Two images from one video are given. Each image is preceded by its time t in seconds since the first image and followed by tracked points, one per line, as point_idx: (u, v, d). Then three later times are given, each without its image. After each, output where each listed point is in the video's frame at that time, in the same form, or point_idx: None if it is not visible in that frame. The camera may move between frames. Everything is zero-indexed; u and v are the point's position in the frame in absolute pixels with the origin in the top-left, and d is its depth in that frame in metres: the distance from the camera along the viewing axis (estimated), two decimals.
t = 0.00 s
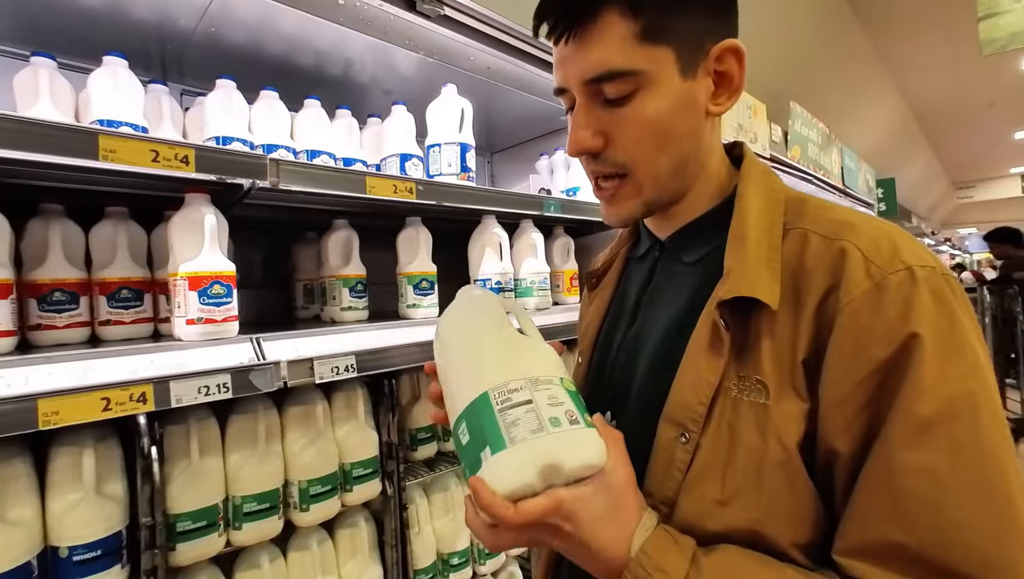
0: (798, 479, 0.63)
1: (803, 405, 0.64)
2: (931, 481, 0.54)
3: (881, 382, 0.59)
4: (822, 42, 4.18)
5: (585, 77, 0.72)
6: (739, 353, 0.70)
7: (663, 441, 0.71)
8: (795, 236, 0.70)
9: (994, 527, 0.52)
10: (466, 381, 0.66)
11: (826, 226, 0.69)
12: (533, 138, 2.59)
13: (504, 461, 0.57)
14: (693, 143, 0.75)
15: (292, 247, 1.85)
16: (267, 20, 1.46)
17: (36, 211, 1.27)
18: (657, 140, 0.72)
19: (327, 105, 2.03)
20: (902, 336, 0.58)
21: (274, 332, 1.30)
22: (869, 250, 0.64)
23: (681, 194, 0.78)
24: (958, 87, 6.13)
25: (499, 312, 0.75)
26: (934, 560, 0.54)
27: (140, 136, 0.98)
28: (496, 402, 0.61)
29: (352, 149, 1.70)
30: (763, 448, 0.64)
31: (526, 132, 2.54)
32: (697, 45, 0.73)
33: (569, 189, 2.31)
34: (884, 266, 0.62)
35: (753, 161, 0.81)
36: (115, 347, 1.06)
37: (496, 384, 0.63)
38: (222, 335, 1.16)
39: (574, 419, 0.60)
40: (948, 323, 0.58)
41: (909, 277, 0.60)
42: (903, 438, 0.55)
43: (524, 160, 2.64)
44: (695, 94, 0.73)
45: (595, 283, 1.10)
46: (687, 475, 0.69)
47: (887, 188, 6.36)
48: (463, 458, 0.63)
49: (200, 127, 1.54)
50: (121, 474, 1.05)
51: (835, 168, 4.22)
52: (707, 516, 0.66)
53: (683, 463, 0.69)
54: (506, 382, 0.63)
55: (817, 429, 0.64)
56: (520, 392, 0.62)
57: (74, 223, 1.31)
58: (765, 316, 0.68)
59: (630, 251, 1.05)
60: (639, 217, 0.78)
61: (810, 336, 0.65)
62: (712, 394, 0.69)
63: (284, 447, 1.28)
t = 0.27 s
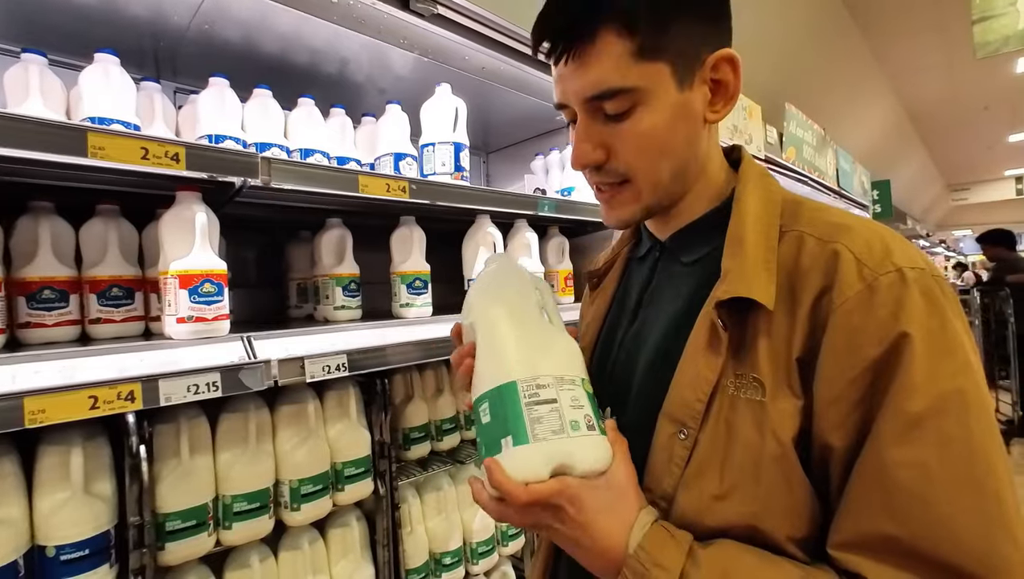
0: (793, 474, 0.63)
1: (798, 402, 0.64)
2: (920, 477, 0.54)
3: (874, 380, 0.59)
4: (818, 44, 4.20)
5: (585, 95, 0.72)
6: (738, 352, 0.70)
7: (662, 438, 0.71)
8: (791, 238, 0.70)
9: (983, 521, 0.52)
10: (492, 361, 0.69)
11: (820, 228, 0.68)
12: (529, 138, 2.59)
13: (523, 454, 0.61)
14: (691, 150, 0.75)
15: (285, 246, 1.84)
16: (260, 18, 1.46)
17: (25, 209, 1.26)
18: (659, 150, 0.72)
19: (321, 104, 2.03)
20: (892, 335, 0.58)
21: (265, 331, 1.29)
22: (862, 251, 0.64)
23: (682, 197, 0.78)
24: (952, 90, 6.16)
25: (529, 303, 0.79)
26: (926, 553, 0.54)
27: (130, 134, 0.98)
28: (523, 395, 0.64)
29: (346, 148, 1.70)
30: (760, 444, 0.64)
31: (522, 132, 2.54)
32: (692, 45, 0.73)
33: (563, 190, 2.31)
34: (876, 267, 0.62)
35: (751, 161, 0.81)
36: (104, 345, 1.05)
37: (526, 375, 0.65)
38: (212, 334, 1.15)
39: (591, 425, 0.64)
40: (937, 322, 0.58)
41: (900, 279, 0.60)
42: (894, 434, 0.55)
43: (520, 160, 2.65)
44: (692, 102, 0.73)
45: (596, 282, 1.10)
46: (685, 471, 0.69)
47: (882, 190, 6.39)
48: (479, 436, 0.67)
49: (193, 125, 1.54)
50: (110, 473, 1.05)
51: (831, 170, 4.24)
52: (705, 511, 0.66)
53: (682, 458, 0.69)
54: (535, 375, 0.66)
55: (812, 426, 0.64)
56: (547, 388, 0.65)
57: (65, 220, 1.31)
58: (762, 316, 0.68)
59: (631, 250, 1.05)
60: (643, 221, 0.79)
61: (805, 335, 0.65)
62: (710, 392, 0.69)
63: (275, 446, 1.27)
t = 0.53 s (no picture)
0: (804, 471, 0.63)
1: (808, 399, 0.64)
2: (935, 474, 0.54)
3: (887, 377, 0.59)
4: (814, 45, 4.20)
5: (626, 76, 0.69)
6: (745, 350, 0.69)
7: (668, 437, 0.70)
8: (798, 237, 0.69)
9: (997, 518, 0.52)
10: (517, 356, 0.69)
11: (828, 227, 0.68)
12: (524, 137, 2.59)
13: (534, 459, 0.62)
14: (715, 145, 0.75)
15: (278, 244, 1.83)
16: (253, 14, 1.44)
17: (13, 204, 1.24)
18: (692, 140, 0.71)
19: (315, 101, 2.02)
20: (905, 334, 0.57)
21: (256, 329, 1.28)
22: (871, 251, 0.63)
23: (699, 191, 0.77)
24: (947, 91, 6.18)
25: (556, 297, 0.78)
26: (941, 550, 0.54)
27: (118, 128, 0.96)
28: (540, 398, 0.64)
29: (340, 144, 1.69)
30: (771, 442, 0.64)
31: (517, 130, 2.54)
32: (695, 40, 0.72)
33: (559, 188, 2.31)
34: (887, 266, 0.61)
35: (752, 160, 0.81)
36: (93, 343, 1.04)
37: (543, 376, 0.65)
38: (202, 331, 1.14)
39: (607, 430, 0.64)
40: (947, 320, 0.58)
41: (912, 277, 0.60)
42: (910, 431, 0.55)
43: (515, 159, 2.64)
44: (722, 95, 0.73)
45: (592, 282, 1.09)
46: (693, 470, 0.67)
47: (877, 191, 6.40)
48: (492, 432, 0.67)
49: (184, 121, 1.52)
50: (97, 472, 1.04)
51: (826, 170, 4.24)
52: (715, 510, 0.65)
53: (689, 458, 0.68)
54: (552, 377, 0.65)
55: (822, 424, 0.63)
56: (568, 392, 0.65)
57: (54, 216, 1.29)
58: (770, 314, 0.67)
59: (630, 249, 1.03)
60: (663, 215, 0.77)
61: (814, 333, 0.64)
62: (720, 390, 0.67)
63: (266, 445, 1.26)
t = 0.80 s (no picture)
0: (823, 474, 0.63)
1: (826, 403, 0.64)
2: (959, 476, 0.54)
3: (908, 381, 0.59)
4: (810, 45, 4.21)
5: (681, 49, 0.70)
6: (761, 354, 0.68)
7: (681, 441, 0.69)
8: (812, 239, 0.69)
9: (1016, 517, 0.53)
10: (522, 376, 0.68)
11: (842, 229, 0.68)
12: (521, 135, 2.58)
13: (540, 485, 0.65)
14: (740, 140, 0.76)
15: (272, 242, 1.81)
16: (247, 9, 1.43)
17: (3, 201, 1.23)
18: (730, 124, 0.72)
19: (309, 98, 2.00)
20: (927, 337, 0.58)
21: (250, 327, 1.27)
22: (889, 254, 0.63)
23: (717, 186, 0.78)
24: (942, 92, 6.21)
25: (571, 296, 0.72)
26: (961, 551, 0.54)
27: (108, 124, 0.95)
28: (541, 423, 0.65)
29: (335, 142, 1.68)
30: (790, 446, 0.63)
31: (514, 129, 2.53)
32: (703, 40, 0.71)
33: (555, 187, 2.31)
34: (906, 269, 0.61)
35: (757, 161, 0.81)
36: (83, 341, 1.03)
37: (544, 401, 0.65)
38: (194, 330, 1.13)
39: (618, 453, 0.62)
40: (965, 323, 0.58)
41: (932, 280, 0.60)
42: (936, 434, 0.55)
43: (511, 157, 2.63)
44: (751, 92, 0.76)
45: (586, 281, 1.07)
46: (709, 476, 0.67)
47: (872, 191, 6.42)
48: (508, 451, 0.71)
49: (177, 117, 1.51)
50: (87, 471, 1.02)
51: (822, 170, 4.25)
52: (732, 517, 0.64)
53: (705, 464, 0.67)
54: (556, 399, 0.65)
55: (840, 427, 0.64)
56: (572, 416, 0.64)
57: (44, 213, 1.28)
58: (787, 317, 0.66)
59: (627, 247, 1.02)
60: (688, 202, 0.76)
61: (833, 337, 0.64)
62: (738, 394, 0.67)
63: (259, 444, 1.25)
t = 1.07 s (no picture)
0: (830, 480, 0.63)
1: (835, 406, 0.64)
2: (972, 481, 0.54)
3: (921, 383, 0.59)
4: (807, 45, 4.22)
5: (655, 54, 0.69)
6: (768, 355, 0.69)
7: (684, 443, 0.69)
8: (821, 239, 0.69)
9: None
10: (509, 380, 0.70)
11: (853, 229, 0.68)
12: (518, 134, 2.58)
13: (533, 494, 0.65)
14: (735, 137, 0.75)
15: (269, 240, 1.80)
16: (243, 5, 1.42)
17: None
18: (720, 126, 0.71)
19: (306, 95, 1.99)
20: (941, 340, 0.58)
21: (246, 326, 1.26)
22: (901, 254, 0.63)
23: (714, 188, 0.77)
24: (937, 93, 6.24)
25: (561, 302, 0.73)
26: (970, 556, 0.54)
27: (102, 120, 0.94)
28: (531, 431, 0.66)
29: (332, 140, 1.67)
30: (796, 450, 0.63)
31: (511, 128, 2.53)
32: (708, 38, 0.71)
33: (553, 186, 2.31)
34: (919, 269, 0.62)
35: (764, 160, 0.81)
36: (77, 339, 1.02)
37: (533, 408, 0.66)
38: (189, 328, 1.12)
39: (609, 460, 0.62)
40: (979, 324, 0.59)
41: (945, 281, 0.60)
42: (950, 438, 0.55)
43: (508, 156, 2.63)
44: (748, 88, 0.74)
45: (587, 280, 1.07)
46: (713, 479, 0.67)
47: (867, 191, 6.45)
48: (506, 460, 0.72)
49: (172, 114, 1.50)
50: (81, 471, 1.02)
51: (818, 170, 4.26)
52: (737, 522, 0.64)
53: (708, 467, 0.67)
54: (543, 405, 0.66)
55: (849, 431, 0.64)
56: (559, 422, 0.65)
57: (37, 210, 1.27)
58: (797, 318, 0.67)
59: (629, 247, 1.02)
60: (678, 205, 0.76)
61: (842, 339, 0.65)
62: (744, 397, 0.67)
63: (255, 443, 1.25)
